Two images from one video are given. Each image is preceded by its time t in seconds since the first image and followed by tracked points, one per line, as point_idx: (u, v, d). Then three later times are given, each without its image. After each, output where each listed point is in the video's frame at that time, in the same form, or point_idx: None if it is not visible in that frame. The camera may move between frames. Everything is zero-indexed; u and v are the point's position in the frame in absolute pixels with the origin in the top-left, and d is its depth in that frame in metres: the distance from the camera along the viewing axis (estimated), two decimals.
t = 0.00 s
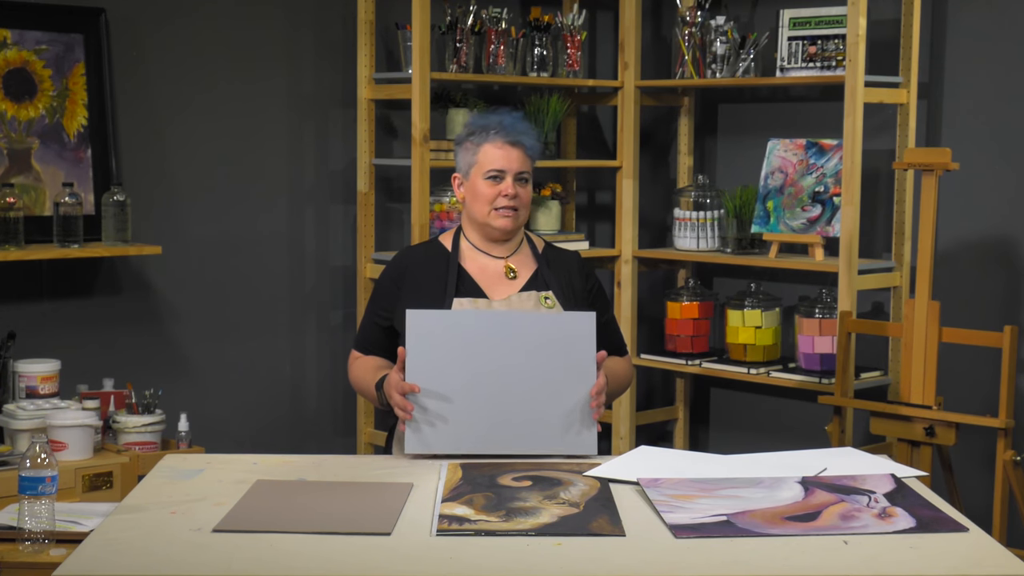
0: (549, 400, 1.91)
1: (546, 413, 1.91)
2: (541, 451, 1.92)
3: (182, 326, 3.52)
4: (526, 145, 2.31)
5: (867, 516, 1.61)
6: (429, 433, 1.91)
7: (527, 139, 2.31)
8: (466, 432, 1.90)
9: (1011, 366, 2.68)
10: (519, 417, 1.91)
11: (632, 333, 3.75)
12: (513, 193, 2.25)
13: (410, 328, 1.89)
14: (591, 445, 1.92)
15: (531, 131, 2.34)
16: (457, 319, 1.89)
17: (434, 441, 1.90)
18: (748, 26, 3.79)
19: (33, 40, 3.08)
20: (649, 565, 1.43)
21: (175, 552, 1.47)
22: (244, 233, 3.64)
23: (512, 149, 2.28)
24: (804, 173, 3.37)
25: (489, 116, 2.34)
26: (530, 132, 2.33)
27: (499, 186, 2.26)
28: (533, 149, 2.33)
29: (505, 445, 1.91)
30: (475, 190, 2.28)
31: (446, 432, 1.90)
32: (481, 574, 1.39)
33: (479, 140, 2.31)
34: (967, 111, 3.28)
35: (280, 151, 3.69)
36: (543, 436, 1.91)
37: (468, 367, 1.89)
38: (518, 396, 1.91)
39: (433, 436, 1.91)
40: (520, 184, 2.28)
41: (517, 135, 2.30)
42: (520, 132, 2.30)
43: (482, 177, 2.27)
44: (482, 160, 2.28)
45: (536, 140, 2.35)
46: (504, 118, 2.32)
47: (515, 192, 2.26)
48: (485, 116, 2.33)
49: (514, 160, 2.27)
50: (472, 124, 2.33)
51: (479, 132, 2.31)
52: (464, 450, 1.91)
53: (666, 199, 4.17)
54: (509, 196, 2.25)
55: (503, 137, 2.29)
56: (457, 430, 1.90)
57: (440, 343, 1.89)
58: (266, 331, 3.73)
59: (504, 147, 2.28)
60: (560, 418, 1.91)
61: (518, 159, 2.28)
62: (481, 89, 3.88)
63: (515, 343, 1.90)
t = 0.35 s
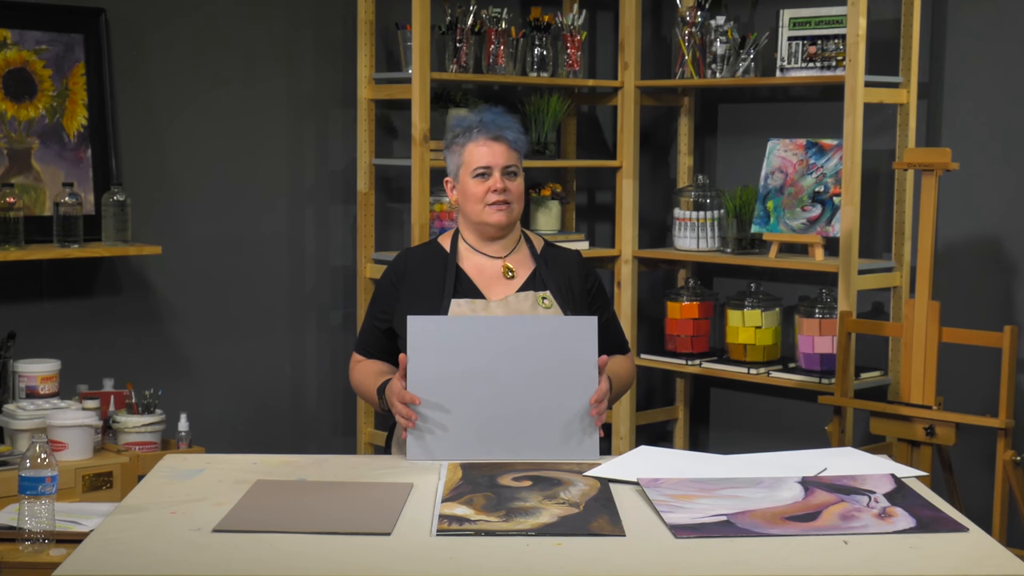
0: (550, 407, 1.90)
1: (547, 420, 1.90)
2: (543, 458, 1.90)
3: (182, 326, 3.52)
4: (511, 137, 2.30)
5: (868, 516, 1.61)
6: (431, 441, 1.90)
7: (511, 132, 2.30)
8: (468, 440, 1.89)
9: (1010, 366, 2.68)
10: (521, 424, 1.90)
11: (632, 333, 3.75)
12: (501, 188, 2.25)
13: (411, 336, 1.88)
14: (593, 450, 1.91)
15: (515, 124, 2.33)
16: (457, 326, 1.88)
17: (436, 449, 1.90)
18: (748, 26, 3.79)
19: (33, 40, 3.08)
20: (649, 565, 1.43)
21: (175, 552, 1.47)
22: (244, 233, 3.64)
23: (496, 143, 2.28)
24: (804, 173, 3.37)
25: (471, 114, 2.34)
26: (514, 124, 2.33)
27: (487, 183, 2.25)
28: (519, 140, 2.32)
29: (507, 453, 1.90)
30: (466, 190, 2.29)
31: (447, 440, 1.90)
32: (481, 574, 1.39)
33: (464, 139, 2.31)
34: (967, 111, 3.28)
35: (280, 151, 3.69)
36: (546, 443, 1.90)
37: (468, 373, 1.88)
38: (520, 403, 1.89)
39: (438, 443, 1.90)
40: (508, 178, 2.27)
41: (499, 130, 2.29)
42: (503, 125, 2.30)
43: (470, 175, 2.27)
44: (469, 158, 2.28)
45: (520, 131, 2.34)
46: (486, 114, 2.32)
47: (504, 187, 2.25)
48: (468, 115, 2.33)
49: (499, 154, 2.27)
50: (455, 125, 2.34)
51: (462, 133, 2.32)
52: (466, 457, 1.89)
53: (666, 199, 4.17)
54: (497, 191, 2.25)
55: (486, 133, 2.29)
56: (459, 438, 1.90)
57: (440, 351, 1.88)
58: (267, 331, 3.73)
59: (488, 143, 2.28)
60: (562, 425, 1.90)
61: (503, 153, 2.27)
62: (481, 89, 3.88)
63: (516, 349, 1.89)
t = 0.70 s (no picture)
0: (549, 407, 1.89)
1: (547, 420, 1.89)
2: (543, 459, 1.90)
3: (182, 326, 3.52)
4: (510, 140, 2.30)
5: (868, 516, 1.61)
6: (431, 443, 1.90)
7: (510, 134, 2.31)
8: (468, 440, 1.89)
9: (1011, 366, 2.68)
10: (521, 424, 1.89)
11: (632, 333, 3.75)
12: (501, 191, 2.25)
13: (410, 336, 1.88)
14: (593, 450, 1.91)
15: (514, 126, 2.34)
16: (456, 325, 1.88)
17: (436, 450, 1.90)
18: (748, 26, 3.79)
19: (33, 40, 3.08)
20: (649, 564, 1.43)
21: (175, 552, 1.47)
22: (245, 233, 3.64)
23: (496, 146, 2.28)
24: (804, 173, 3.37)
25: (469, 117, 2.34)
26: (513, 127, 2.34)
27: (487, 185, 2.26)
28: (519, 142, 2.33)
29: (506, 453, 1.89)
30: (466, 192, 2.29)
31: (447, 441, 1.90)
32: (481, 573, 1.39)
33: (463, 141, 2.31)
34: (967, 111, 3.28)
35: (280, 150, 3.69)
36: (545, 442, 1.90)
37: (467, 373, 1.88)
38: (519, 403, 1.89)
39: (437, 443, 1.90)
40: (508, 180, 2.27)
41: (499, 132, 2.30)
42: (502, 128, 2.31)
43: (470, 177, 2.27)
44: (468, 161, 2.28)
45: (519, 133, 2.35)
46: (486, 117, 2.32)
47: (504, 189, 2.26)
48: (466, 117, 2.34)
49: (498, 156, 2.27)
50: (454, 128, 2.34)
51: (461, 134, 2.32)
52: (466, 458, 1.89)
53: (666, 199, 4.17)
54: (498, 194, 2.25)
55: (486, 134, 2.29)
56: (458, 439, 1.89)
57: (440, 351, 1.88)
58: (267, 331, 3.73)
59: (488, 145, 2.28)
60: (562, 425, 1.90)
61: (503, 155, 2.27)
62: (481, 89, 3.88)
63: (516, 350, 1.89)
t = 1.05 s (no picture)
0: (551, 407, 1.90)
1: (549, 420, 1.90)
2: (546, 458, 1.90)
3: (182, 326, 3.52)
4: (508, 141, 2.26)
5: (867, 516, 1.61)
6: (434, 444, 1.90)
7: (508, 136, 2.26)
8: (470, 441, 1.89)
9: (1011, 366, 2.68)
10: (523, 425, 1.90)
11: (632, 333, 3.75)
12: (496, 197, 2.23)
13: (411, 337, 1.88)
14: (594, 450, 1.91)
15: (513, 125, 2.28)
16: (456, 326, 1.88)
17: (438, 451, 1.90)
18: (748, 26, 3.79)
19: (33, 40, 3.08)
20: (650, 565, 1.43)
21: (175, 552, 1.47)
22: (245, 233, 3.64)
23: (492, 149, 2.24)
24: (804, 173, 3.37)
25: (468, 116, 2.29)
26: (512, 125, 2.28)
27: (483, 191, 2.24)
28: (519, 141, 2.28)
29: (508, 454, 1.90)
30: (464, 194, 2.28)
31: (449, 442, 1.90)
32: (481, 574, 1.39)
33: (461, 142, 2.28)
34: (968, 111, 3.28)
35: (280, 150, 3.69)
36: (548, 443, 1.90)
37: (468, 374, 1.88)
38: (521, 403, 1.89)
39: (438, 442, 1.90)
40: (505, 183, 2.24)
41: (496, 134, 2.25)
42: (500, 128, 2.25)
43: (467, 182, 2.25)
44: (466, 164, 2.25)
45: (519, 130, 2.29)
46: (484, 116, 2.27)
47: (500, 195, 2.24)
48: (465, 117, 2.29)
49: (494, 160, 2.23)
50: (453, 128, 2.30)
51: (459, 136, 2.28)
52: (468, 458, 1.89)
53: (666, 199, 4.17)
54: (493, 200, 2.23)
55: (482, 137, 2.25)
56: (461, 440, 1.89)
57: (441, 352, 1.88)
58: (267, 331, 3.73)
59: (484, 148, 2.24)
60: (565, 425, 1.90)
61: (499, 158, 2.23)
62: (481, 89, 3.88)
63: (518, 350, 1.89)
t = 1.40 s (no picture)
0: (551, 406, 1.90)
1: (549, 420, 1.90)
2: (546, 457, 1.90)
3: (182, 326, 3.52)
4: (502, 154, 2.22)
5: (867, 516, 1.61)
6: (434, 443, 1.90)
7: (503, 148, 2.22)
8: (470, 440, 1.89)
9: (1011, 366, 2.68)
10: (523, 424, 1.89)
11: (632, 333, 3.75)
12: (488, 210, 2.22)
13: (412, 336, 1.88)
14: (594, 450, 1.91)
15: (509, 135, 2.24)
16: (457, 325, 1.88)
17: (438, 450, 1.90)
18: (748, 26, 3.79)
19: (33, 40, 3.08)
20: (649, 564, 1.43)
21: (175, 552, 1.47)
22: (245, 233, 3.64)
23: (486, 161, 2.21)
24: (804, 173, 3.37)
25: (464, 124, 2.26)
26: (509, 135, 2.24)
27: (476, 203, 2.23)
28: (515, 151, 2.24)
29: (508, 453, 1.90)
30: (459, 203, 2.27)
31: (448, 441, 1.89)
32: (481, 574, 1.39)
33: (457, 151, 2.25)
34: (968, 111, 3.28)
35: (280, 150, 3.69)
36: (548, 442, 1.90)
37: (468, 373, 1.88)
38: (521, 402, 1.89)
39: (438, 440, 1.90)
40: (499, 196, 2.23)
41: (491, 147, 2.21)
42: (495, 140, 2.22)
43: (461, 192, 2.24)
44: (460, 175, 2.23)
45: (515, 140, 2.25)
46: (480, 125, 2.23)
47: (492, 208, 2.23)
48: (461, 125, 2.25)
49: (487, 174, 2.20)
50: (450, 135, 2.27)
51: (455, 146, 2.25)
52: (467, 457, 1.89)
53: (666, 199, 4.17)
54: (485, 213, 2.23)
55: (477, 149, 2.22)
56: (460, 438, 1.89)
57: (441, 351, 1.88)
58: (267, 331, 3.73)
59: (478, 160, 2.21)
60: (564, 425, 1.90)
61: (493, 172, 2.20)
62: (481, 89, 3.88)
63: (518, 350, 1.89)
